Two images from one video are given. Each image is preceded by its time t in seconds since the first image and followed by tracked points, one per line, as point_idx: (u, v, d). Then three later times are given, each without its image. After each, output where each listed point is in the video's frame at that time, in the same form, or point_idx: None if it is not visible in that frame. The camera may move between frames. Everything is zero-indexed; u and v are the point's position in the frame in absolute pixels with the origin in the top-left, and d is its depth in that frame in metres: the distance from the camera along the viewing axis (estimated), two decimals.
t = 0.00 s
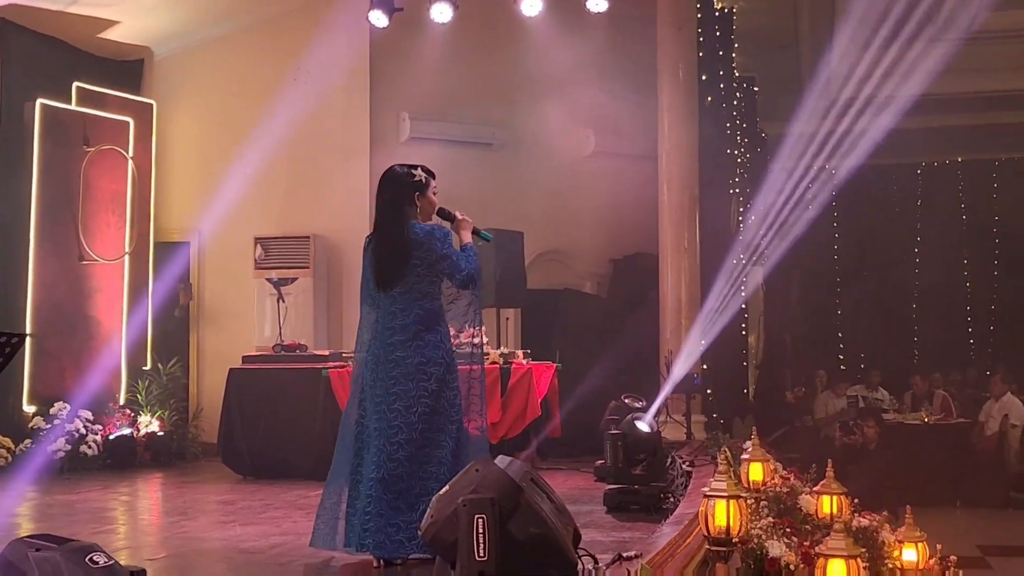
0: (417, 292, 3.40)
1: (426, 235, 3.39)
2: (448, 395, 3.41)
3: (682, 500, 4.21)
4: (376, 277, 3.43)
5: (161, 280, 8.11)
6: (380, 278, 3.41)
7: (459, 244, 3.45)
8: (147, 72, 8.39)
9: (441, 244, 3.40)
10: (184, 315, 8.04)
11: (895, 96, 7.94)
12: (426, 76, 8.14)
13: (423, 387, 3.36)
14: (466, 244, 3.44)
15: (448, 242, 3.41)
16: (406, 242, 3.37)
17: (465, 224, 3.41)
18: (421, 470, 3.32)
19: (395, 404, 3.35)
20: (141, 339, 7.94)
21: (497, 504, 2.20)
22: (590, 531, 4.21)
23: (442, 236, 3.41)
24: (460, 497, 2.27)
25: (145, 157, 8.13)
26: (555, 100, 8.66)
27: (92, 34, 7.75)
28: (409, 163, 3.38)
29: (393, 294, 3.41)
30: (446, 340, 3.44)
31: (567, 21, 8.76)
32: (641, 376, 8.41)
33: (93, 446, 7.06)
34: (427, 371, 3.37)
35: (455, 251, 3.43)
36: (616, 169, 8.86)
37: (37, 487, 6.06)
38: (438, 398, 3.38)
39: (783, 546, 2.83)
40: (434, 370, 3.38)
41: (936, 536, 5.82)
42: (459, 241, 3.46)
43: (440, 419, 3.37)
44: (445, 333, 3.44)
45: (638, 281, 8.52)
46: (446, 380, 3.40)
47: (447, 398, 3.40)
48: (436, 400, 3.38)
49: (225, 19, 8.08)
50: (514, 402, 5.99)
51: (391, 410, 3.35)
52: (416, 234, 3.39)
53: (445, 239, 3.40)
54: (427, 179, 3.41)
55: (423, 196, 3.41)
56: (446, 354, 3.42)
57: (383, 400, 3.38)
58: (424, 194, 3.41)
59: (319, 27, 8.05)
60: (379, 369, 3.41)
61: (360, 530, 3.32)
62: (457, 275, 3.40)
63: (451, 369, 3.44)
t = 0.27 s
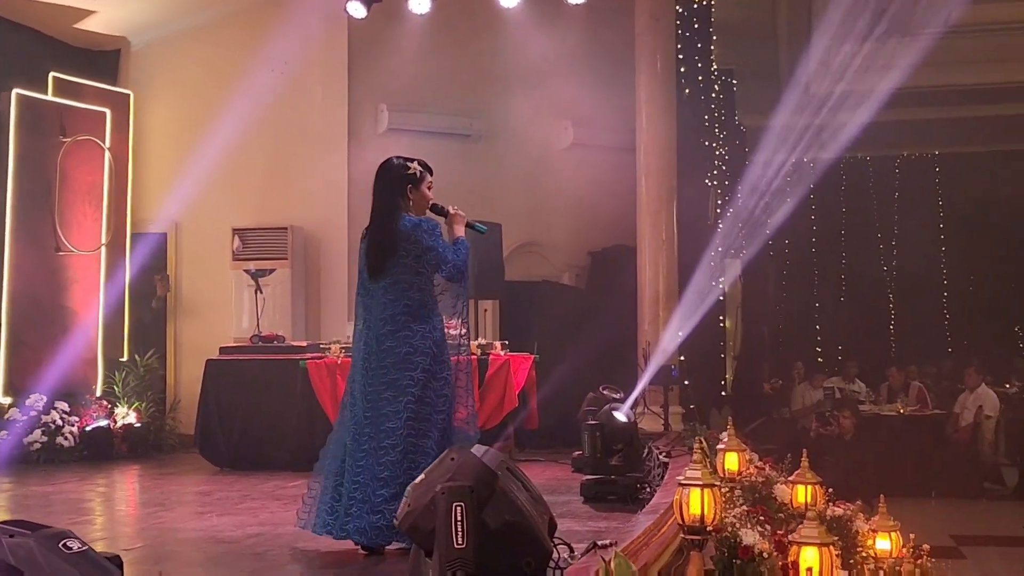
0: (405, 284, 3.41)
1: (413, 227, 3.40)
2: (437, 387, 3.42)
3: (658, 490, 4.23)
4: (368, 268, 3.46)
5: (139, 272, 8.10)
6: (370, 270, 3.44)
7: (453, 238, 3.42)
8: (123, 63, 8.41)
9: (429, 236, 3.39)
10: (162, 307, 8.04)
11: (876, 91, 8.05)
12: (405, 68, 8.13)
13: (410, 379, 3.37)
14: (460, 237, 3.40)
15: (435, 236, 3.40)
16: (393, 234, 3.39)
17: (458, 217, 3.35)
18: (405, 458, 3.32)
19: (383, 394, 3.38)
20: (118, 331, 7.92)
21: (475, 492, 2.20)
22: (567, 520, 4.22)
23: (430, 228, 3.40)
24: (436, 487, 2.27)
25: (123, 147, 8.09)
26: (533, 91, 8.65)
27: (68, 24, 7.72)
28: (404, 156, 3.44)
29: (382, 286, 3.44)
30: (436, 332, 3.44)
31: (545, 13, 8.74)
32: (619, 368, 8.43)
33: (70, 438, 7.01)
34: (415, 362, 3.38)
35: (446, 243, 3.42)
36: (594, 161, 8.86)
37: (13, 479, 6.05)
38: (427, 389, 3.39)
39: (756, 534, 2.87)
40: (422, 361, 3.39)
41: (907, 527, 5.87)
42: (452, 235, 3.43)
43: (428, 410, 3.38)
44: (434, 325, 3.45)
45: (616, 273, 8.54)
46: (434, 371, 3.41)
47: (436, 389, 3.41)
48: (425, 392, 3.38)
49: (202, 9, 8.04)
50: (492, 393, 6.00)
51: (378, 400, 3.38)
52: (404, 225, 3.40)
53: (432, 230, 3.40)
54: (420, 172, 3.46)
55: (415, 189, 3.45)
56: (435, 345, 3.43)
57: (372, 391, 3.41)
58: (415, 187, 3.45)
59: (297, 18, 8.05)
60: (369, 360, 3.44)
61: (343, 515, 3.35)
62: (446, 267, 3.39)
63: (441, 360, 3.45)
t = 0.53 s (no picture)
0: (383, 275, 3.41)
1: (390, 217, 3.39)
2: (417, 377, 3.40)
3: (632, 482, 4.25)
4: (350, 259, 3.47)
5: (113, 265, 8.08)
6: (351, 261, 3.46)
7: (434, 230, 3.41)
8: (98, 54, 8.38)
9: (405, 227, 3.37)
10: (136, 301, 8.05)
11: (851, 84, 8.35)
12: (382, 62, 8.12)
13: (387, 369, 3.37)
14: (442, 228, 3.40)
15: (412, 227, 3.38)
16: (371, 226, 3.39)
17: (441, 208, 3.36)
18: (387, 447, 3.33)
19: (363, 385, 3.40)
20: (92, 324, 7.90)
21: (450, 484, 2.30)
22: (542, 513, 4.23)
23: (407, 219, 3.39)
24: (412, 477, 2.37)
25: (97, 139, 8.09)
26: (509, 86, 8.67)
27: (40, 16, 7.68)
28: (388, 150, 3.42)
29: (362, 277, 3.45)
30: (415, 322, 3.43)
31: (521, 7, 8.76)
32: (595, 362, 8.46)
33: (44, 431, 6.97)
34: (392, 353, 3.38)
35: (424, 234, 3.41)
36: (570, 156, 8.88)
37: None
38: (405, 380, 3.38)
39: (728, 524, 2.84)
40: (399, 352, 3.38)
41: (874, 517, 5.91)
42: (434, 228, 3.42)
43: (406, 401, 3.37)
44: (414, 315, 3.43)
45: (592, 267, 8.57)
46: (413, 362, 3.40)
47: (416, 379, 3.40)
48: (402, 382, 3.37)
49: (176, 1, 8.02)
50: (466, 385, 6.01)
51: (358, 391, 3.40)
52: (381, 217, 3.40)
53: (408, 221, 3.38)
54: (404, 167, 3.44)
55: (398, 183, 3.45)
56: (413, 335, 3.42)
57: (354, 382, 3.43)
58: (399, 180, 3.44)
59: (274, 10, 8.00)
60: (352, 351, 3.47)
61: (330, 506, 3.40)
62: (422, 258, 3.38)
63: (421, 350, 3.43)
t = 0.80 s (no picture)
0: (359, 267, 3.41)
1: (366, 210, 3.38)
2: (391, 367, 3.37)
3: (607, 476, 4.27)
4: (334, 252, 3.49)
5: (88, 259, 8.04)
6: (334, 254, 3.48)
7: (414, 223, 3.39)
8: (73, 48, 8.33)
9: (378, 219, 3.36)
10: (111, 294, 8.03)
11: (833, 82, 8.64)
12: (360, 55, 8.14)
13: (361, 360, 3.37)
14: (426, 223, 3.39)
15: (388, 219, 3.37)
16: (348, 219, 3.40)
17: (425, 203, 3.35)
18: (362, 437, 3.33)
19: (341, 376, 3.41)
20: (67, 318, 7.86)
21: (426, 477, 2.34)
22: (518, 506, 4.25)
23: (382, 212, 3.37)
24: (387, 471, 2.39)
25: (72, 132, 8.01)
26: (487, 80, 8.67)
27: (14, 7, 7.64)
28: (376, 144, 3.41)
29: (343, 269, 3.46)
30: (391, 312, 3.40)
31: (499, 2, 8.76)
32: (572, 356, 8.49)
33: (18, 425, 6.92)
34: (365, 343, 3.37)
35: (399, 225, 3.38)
36: (548, 150, 8.90)
37: None
38: (378, 370, 3.36)
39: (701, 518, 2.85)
40: (373, 342, 3.37)
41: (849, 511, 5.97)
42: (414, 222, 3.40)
43: (379, 392, 3.35)
44: (390, 305, 3.41)
45: (570, 261, 8.58)
46: (387, 352, 3.37)
47: (390, 370, 3.37)
48: (375, 373, 3.36)
49: None
50: (442, 379, 6.01)
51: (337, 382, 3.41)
52: (358, 211, 3.40)
53: (382, 214, 3.37)
54: (390, 160, 3.41)
55: (383, 176, 3.43)
56: (388, 325, 3.39)
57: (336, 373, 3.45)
58: (383, 173, 3.42)
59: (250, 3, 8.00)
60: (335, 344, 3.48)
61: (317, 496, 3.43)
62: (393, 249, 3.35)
63: (397, 341, 3.40)
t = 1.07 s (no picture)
0: (345, 262, 3.32)
1: (353, 206, 3.29)
2: (367, 365, 3.26)
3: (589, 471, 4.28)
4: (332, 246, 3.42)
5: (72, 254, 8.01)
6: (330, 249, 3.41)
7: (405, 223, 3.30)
8: (56, 42, 8.20)
9: (361, 216, 3.26)
10: (93, 289, 8.00)
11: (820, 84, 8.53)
12: (341, 51, 8.12)
13: (339, 356, 3.28)
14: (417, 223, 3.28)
15: (374, 216, 3.26)
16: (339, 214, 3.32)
17: (418, 203, 3.21)
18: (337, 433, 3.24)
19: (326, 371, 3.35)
20: (49, 313, 7.83)
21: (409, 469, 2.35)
22: (500, 501, 4.25)
23: (368, 208, 3.27)
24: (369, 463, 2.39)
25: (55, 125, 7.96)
26: (470, 76, 8.66)
27: None
28: (372, 142, 3.29)
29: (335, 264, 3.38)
30: (373, 309, 3.29)
31: None
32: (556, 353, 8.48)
33: None
34: (342, 339, 3.28)
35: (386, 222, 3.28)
36: (531, 147, 8.89)
37: None
38: (353, 367, 3.26)
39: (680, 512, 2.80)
40: (349, 339, 3.27)
41: (827, 506, 5.99)
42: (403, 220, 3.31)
43: (352, 388, 3.25)
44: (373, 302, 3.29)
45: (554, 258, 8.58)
46: (363, 349, 3.27)
47: (367, 367, 3.26)
48: (350, 370, 3.26)
49: None
50: (425, 375, 6.01)
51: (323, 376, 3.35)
52: (347, 206, 3.31)
53: (368, 210, 3.27)
54: (386, 158, 3.28)
55: (378, 174, 3.30)
56: (366, 321, 3.28)
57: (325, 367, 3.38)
58: (379, 170, 3.30)
59: None
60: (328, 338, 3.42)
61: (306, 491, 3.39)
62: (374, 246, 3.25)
63: (376, 338, 3.28)
